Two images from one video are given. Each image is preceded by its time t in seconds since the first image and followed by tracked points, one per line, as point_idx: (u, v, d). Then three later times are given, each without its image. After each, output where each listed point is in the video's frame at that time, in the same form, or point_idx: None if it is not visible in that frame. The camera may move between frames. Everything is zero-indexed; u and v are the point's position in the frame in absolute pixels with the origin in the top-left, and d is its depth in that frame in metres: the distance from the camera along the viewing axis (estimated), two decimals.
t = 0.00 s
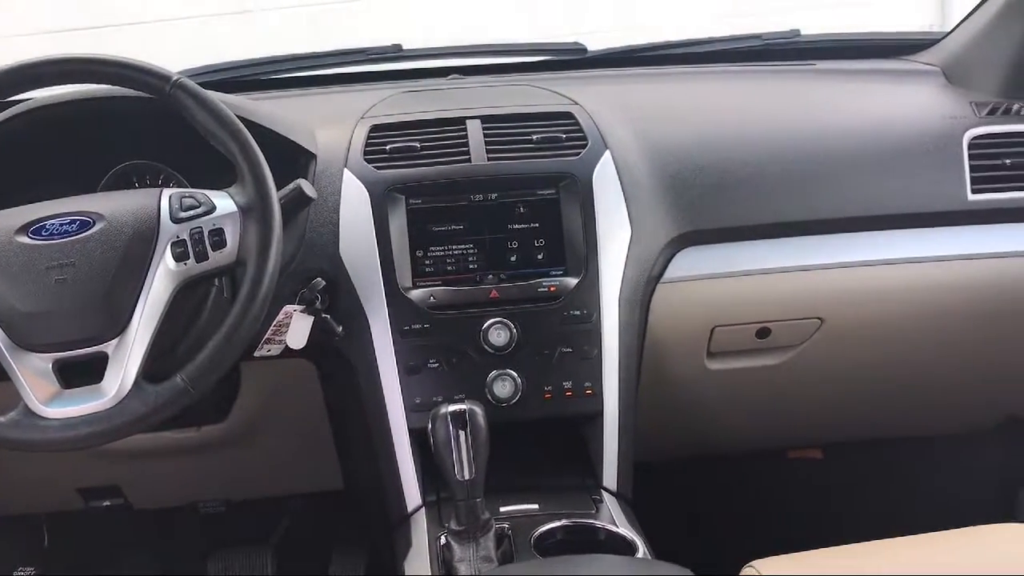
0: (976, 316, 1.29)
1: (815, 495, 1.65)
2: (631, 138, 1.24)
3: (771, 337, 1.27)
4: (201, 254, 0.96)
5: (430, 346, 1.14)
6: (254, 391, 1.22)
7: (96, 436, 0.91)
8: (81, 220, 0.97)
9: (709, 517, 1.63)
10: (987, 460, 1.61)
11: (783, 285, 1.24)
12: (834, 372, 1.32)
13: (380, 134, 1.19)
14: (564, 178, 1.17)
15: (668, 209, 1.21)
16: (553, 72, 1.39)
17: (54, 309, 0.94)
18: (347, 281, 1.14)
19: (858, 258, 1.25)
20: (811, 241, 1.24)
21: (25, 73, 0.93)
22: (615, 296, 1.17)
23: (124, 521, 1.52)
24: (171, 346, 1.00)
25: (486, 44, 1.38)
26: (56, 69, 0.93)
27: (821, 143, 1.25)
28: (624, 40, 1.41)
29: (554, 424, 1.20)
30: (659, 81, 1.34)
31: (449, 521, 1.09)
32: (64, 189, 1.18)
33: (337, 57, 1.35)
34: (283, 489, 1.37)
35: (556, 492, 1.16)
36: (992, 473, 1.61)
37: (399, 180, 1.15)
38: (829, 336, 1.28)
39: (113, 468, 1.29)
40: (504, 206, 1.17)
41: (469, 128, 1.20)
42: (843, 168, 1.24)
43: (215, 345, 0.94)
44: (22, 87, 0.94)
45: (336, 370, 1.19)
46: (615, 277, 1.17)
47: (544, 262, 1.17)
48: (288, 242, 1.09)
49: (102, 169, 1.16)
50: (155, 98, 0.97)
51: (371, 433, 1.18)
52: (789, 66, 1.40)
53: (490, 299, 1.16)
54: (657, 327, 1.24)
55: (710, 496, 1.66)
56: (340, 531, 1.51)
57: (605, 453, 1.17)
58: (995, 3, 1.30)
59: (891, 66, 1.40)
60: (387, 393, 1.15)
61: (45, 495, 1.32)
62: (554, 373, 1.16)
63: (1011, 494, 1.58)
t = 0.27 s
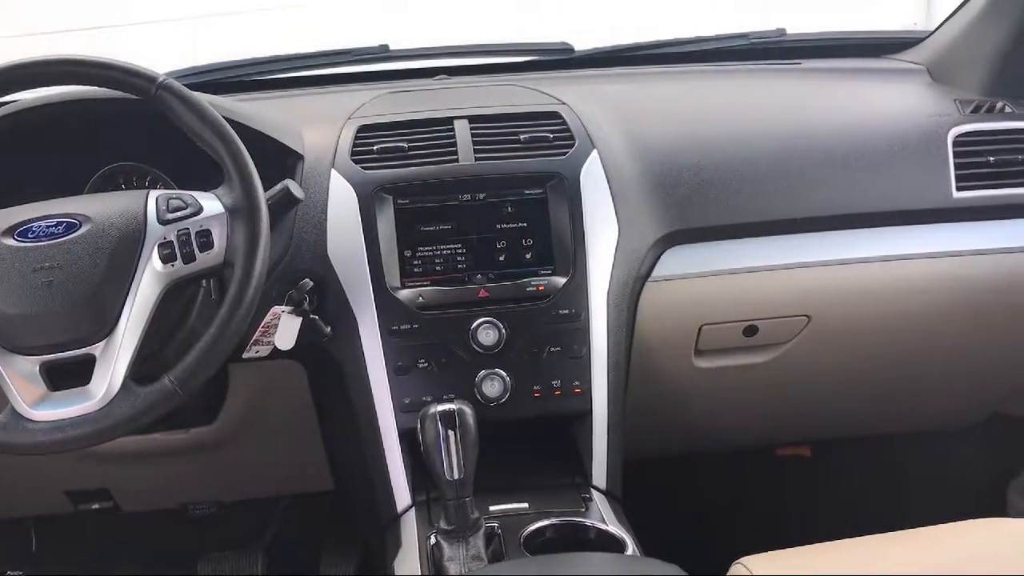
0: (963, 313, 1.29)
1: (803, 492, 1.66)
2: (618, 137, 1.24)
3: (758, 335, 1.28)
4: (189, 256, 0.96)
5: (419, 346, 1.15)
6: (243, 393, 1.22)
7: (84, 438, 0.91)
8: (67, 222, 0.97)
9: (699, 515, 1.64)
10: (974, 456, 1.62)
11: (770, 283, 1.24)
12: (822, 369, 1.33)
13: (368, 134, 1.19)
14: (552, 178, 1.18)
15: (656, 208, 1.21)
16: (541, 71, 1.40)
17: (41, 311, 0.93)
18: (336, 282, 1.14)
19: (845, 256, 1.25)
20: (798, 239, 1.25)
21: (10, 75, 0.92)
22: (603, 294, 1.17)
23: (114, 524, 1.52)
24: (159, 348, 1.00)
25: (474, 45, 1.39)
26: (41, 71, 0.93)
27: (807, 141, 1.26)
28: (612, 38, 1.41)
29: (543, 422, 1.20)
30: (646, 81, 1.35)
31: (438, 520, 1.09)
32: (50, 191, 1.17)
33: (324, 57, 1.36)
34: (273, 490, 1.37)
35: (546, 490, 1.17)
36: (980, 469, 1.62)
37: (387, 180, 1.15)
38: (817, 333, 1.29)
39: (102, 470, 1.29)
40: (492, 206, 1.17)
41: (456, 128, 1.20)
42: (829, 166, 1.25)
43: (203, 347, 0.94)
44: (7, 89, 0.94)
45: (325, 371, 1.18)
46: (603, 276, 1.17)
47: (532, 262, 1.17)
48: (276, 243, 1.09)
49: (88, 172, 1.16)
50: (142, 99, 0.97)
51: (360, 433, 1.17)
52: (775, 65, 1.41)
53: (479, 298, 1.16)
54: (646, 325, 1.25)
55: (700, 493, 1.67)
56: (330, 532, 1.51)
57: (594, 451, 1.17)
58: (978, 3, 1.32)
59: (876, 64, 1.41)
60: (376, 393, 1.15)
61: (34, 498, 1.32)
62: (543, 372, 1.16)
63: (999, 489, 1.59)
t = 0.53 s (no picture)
0: (948, 311, 1.30)
1: (790, 489, 1.67)
2: (604, 136, 1.24)
3: (745, 333, 1.28)
4: (174, 257, 0.96)
5: (406, 346, 1.15)
6: (230, 394, 1.22)
7: (69, 440, 0.91)
8: (52, 224, 0.97)
9: (688, 513, 1.64)
10: (962, 452, 1.63)
11: (756, 282, 1.25)
12: (808, 366, 1.34)
13: (354, 135, 1.19)
14: (538, 177, 1.18)
15: (642, 207, 1.22)
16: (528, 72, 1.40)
17: (26, 313, 0.93)
18: (322, 283, 1.14)
19: (832, 254, 1.26)
20: (785, 236, 1.25)
21: None
22: (590, 293, 1.17)
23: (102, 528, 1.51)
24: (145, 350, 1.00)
25: (460, 45, 1.39)
26: (24, 72, 0.92)
27: (792, 140, 1.26)
28: (598, 39, 1.41)
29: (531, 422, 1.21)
30: (632, 81, 1.35)
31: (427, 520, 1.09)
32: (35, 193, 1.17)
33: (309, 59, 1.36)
34: (260, 492, 1.37)
35: (534, 490, 1.17)
36: (967, 465, 1.62)
37: (373, 180, 1.15)
38: (803, 331, 1.29)
39: (89, 473, 1.28)
40: (479, 206, 1.17)
41: (443, 128, 1.20)
42: (814, 164, 1.25)
43: (189, 348, 0.94)
44: None
45: (312, 372, 1.18)
46: (590, 274, 1.17)
47: (519, 261, 1.17)
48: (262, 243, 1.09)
49: (74, 174, 1.16)
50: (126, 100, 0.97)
51: (348, 434, 1.17)
52: (760, 64, 1.42)
53: (466, 298, 1.16)
54: (633, 324, 1.25)
55: (688, 492, 1.67)
56: (318, 533, 1.51)
57: (582, 449, 1.18)
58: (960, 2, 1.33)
59: (860, 63, 1.42)
60: (363, 394, 1.15)
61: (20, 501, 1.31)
62: (530, 372, 1.16)
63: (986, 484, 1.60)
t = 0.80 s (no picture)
0: (934, 308, 1.31)
1: (778, 487, 1.68)
2: (590, 136, 1.25)
3: (732, 331, 1.29)
4: (160, 259, 0.95)
5: (394, 346, 1.14)
6: (217, 396, 1.21)
7: (55, 444, 0.90)
8: (36, 225, 0.96)
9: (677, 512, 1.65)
10: (948, 448, 1.64)
11: (743, 280, 1.25)
12: (795, 364, 1.34)
13: (341, 135, 1.19)
14: (525, 177, 1.18)
15: (628, 206, 1.22)
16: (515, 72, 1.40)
17: (10, 316, 0.93)
18: (309, 284, 1.14)
19: (818, 251, 1.26)
20: (772, 233, 1.25)
21: None
22: (577, 293, 1.17)
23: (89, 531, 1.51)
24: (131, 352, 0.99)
25: (446, 46, 1.39)
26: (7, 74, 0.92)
27: (777, 138, 1.27)
28: (584, 39, 1.41)
29: (520, 421, 1.21)
30: (618, 80, 1.35)
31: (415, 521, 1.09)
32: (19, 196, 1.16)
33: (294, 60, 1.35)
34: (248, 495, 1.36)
35: (523, 489, 1.17)
36: (954, 461, 1.63)
37: (360, 181, 1.15)
38: (790, 328, 1.30)
39: (76, 477, 1.28)
40: (466, 206, 1.17)
41: (429, 128, 1.20)
42: (800, 162, 1.26)
43: (175, 350, 0.93)
44: None
45: (300, 374, 1.18)
46: (578, 274, 1.18)
47: (507, 261, 1.17)
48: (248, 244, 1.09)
49: (59, 177, 1.15)
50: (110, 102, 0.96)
51: (335, 435, 1.17)
52: (746, 63, 1.42)
53: (453, 298, 1.16)
54: (621, 323, 1.25)
55: (677, 490, 1.68)
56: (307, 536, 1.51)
57: (570, 449, 1.18)
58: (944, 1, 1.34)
59: (845, 62, 1.42)
60: (350, 395, 1.14)
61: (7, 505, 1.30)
62: (518, 371, 1.16)
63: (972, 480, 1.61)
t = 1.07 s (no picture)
0: (920, 304, 1.32)
1: (767, 485, 1.68)
2: (577, 136, 1.25)
3: (719, 329, 1.29)
4: (146, 261, 0.94)
5: (382, 347, 1.14)
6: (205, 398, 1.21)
7: (41, 447, 0.90)
8: (21, 228, 0.96)
9: (666, 510, 1.65)
10: (935, 444, 1.64)
11: (730, 278, 1.25)
12: (783, 361, 1.35)
13: (327, 136, 1.19)
14: (512, 177, 1.18)
15: (615, 205, 1.22)
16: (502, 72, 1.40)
17: None
18: (297, 286, 1.14)
19: (804, 249, 1.27)
20: (757, 232, 1.26)
21: None
22: (565, 292, 1.18)
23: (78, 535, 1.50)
24: (118, 355, 0.98)
25: (432, 47, 1.39)
26: None
27: (763, 137, 1.28)
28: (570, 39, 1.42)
29: (508, 421, 1.21)
30: (604, 80, 1.36)
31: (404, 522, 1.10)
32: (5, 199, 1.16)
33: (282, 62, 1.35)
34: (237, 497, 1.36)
35: (512, 489, 1.17)
36: (941, 456, 1.64)
37: (346, 182, 1.15)
38: (777, 326, 1.30)
39: (63, 481, 1.27)
40: (453, 206, 1.18)
41: (415, 128, 1.20)
42: (785, 161, 1.26)
43: (162, 351, 0.92)
44: None
45: (288, 375, 1.18)
46: (565, 273, 1.18)
47: (494, 261, 1.18)
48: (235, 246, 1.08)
49: (44, 180, 1.15)
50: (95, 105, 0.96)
51: (324, 437, 1.17)
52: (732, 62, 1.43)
53: (441, 298, 1.16)
54: (608, 322, 1.26)
55: (665, 489, 1.68)
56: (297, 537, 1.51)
57: (559, 448, 1.18)
58: None
59: (830, 61, 1.43)
60: (338, 396, 1.14)
61: None
62: (506, 371, 1.16)
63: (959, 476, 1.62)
